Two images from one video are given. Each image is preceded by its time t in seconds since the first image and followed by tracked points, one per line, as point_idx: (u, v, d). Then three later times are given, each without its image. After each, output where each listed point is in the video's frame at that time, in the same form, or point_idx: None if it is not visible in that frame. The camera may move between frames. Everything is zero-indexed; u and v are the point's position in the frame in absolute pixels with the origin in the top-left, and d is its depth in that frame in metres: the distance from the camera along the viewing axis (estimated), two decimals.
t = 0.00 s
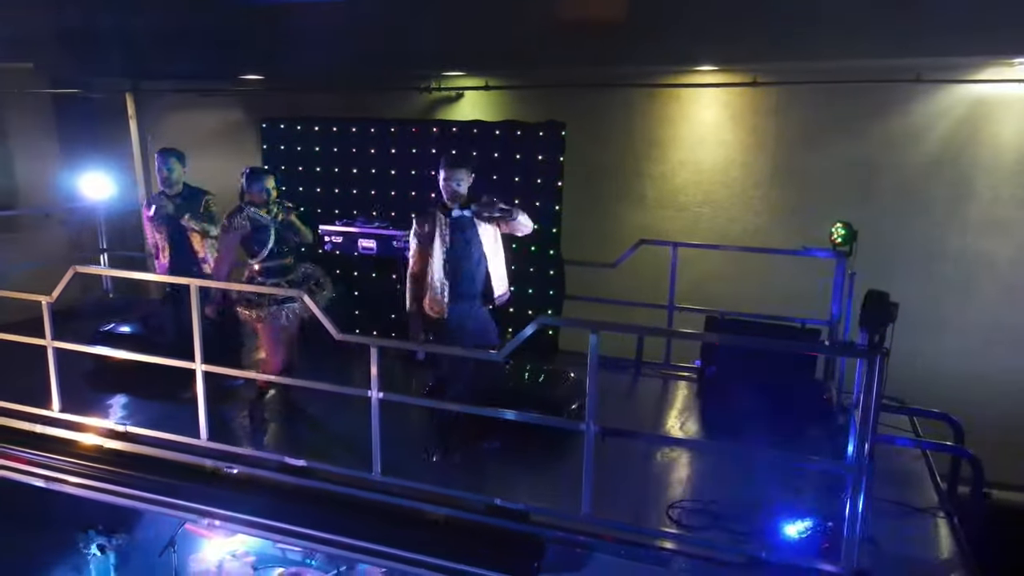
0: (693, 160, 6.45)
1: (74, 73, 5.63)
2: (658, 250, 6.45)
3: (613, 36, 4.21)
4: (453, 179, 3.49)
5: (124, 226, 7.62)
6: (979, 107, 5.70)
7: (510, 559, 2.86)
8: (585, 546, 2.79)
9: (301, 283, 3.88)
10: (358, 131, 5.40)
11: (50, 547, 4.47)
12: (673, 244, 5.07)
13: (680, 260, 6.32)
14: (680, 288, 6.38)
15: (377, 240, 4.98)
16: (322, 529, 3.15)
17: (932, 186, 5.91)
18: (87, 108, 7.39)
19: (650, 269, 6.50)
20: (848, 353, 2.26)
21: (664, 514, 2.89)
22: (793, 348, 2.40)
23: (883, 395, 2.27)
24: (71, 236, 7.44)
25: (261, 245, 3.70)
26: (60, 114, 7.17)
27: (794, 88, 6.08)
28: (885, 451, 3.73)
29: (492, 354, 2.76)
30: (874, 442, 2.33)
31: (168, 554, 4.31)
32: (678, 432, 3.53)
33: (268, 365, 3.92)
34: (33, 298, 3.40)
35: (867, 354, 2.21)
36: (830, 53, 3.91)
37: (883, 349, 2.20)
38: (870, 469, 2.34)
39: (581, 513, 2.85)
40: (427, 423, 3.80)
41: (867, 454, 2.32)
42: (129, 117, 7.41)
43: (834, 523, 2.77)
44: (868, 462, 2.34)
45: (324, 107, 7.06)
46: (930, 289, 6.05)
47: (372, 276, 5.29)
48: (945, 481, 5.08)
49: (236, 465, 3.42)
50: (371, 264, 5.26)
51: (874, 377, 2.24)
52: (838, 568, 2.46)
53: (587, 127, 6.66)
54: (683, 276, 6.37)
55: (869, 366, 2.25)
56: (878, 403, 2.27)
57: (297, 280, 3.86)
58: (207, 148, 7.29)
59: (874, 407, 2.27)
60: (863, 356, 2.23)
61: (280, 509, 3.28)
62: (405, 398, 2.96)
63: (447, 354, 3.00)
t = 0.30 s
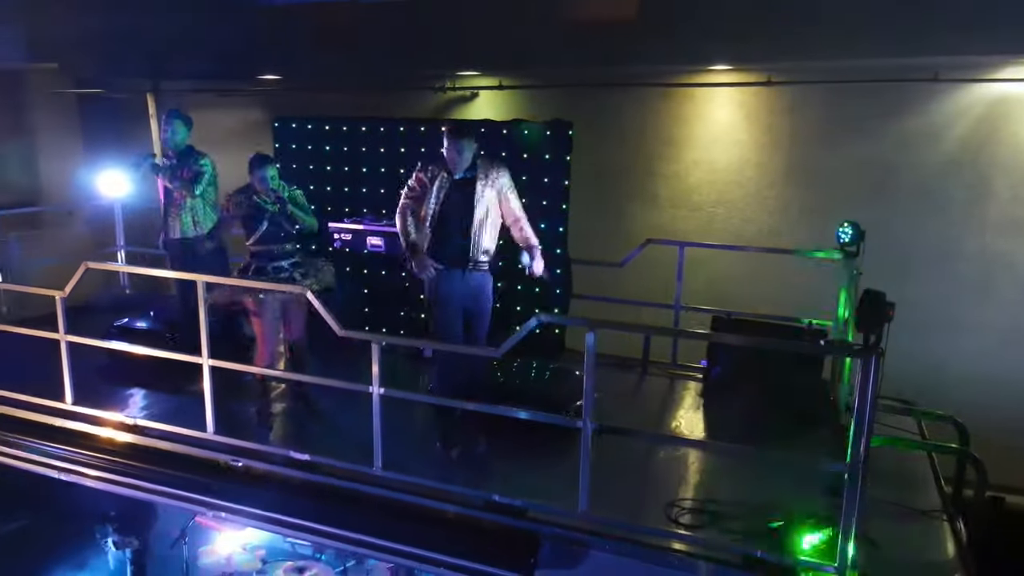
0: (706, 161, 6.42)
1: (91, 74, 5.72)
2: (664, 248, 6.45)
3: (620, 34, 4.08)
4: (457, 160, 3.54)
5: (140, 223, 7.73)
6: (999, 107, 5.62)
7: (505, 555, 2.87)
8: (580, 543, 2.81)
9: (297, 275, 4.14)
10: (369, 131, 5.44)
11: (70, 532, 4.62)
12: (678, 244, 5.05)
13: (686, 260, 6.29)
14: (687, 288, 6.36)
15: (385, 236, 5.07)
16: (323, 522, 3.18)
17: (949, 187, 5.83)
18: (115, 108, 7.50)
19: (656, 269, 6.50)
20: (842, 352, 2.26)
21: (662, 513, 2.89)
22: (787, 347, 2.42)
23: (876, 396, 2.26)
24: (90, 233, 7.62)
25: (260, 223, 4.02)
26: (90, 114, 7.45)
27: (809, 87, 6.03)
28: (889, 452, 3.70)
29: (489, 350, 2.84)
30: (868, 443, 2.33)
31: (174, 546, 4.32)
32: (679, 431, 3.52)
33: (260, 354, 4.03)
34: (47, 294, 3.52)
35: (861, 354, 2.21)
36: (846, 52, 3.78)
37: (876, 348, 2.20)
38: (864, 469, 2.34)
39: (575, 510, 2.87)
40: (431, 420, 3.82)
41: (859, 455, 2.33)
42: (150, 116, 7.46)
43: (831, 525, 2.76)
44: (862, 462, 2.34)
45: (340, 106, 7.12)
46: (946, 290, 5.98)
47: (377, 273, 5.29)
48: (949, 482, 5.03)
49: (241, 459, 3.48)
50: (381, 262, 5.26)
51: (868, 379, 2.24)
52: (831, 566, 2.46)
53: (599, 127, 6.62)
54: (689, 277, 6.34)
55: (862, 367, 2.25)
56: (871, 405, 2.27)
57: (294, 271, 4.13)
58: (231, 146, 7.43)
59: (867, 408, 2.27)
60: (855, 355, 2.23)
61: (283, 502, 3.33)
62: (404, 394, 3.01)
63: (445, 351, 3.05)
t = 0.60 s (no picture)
0: (728, 161, 6.35)
1: (121, 75, 5.90)
2: (679, 249, 6.44)
3: (638, 36, 4.11)
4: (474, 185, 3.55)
5: (165, 222, 7.85)
6: None
7: (504, 553, 2.87)
8: (579, 543, 2.81)
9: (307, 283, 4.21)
10: (386, 131, 5.49)
11: (89, 523, 4.80)
12: (689, 244, 5.03)
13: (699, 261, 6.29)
14: (700, 288, 6.35)
15: (398, 237, 5.10)
16: (327, 517, 3.22)
17: (977, 189, 5.73)
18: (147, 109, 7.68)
19: (666, 270, 6.46)
20: (844, 354, 2.27)
21: (667, 516, 2.88)
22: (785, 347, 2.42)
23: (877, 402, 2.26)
24: (119, 231, 7.77)
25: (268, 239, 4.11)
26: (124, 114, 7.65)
27: (833, 87, 5.94)
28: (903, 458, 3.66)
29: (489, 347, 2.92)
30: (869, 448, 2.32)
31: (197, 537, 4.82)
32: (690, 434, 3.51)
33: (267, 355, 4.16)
34: (70, 290, 3.63)
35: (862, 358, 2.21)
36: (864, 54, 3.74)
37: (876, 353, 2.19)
38: (864, 476, 2.33)
39: (579, 510, 2.87)
40: (440, 419, 3.84)
41: (860, 462, 2.31)
42: (179, 116, 7.62)
43: (836, 531, 2.73)
44: (865, 466, 2.33)
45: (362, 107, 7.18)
46: (971, 294, 5.86)
47: (386, 271, 5.26)
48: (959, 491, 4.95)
49: (253, 453, 3.54)
50: (395, 262, 5.21)
51: (868, 383, 2.25)
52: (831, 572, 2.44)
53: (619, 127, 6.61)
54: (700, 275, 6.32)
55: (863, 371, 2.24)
56: (872, 409, 2.26)
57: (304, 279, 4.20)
58: (259, 146, 7.45)
59: (867, 413, 2.27)
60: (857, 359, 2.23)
61: (291, 497, 3.38)
62: (410, 393, 3.05)
63: (448, 350, 3.10)
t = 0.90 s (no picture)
0: (751, 162, 5.62)
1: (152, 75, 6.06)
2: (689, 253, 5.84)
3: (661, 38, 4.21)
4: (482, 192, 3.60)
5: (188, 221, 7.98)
6: None
7: (502, 550, 2.87)
8: (578, 542, 2.82)
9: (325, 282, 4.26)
10: (403, 132, 5.56)
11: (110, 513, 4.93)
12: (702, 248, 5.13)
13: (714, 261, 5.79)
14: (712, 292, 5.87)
15: (413, 237, 5.09)
16: (331, 512, 3.26)
17: None
18: (177, 109, 7.77)
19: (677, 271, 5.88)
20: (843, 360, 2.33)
21: (667, 518, 2.87)
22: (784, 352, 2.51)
23: (875, 407, 2.33)
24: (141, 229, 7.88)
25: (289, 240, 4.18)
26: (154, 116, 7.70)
27: (862, 86, 5.18)
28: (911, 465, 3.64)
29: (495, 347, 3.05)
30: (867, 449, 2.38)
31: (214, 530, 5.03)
32: (698, 438, 3.50)
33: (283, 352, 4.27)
34: (90, 285, 3.75)
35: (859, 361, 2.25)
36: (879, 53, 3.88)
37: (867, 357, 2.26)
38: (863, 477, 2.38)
39: (579, 511, 2.87)
40: (449, 419, 3.87)
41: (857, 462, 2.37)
42: (209, 117, 7.61)
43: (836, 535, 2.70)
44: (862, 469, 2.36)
45: (382, 108, 7.23)
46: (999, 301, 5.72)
47: (400, 271, 5.28)
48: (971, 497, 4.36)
49: (263, 449, 3.59)
50: (408, 262, 5.23)
51: (867, 387, 2.33)
52: (827, 573, 2.45)
53: (628, 126, 5.92)
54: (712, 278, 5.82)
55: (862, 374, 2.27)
56: (871, 410, 2.32)
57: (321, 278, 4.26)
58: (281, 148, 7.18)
59: (866, 413, 2.32)
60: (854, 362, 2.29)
61: (298, 492, 3.42)
62: (416, 392, 3.10)
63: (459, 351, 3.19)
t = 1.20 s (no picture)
0: (770, 163, 5.47)
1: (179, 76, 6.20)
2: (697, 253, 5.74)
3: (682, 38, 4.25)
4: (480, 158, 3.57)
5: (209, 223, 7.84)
6: None
7: (501, 548, 2.86)
8: (576, 541, 2.80)
9: (337, 274, 4.30)
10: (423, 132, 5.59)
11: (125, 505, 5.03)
12: (714, 249, 5.05)
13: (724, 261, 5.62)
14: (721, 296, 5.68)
15: (425, 236, 5.12)
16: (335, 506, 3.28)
17: None
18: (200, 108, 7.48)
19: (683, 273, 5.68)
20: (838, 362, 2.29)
21: (668, 519, 2.83)
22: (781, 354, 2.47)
23: (874, 414, 2.25)
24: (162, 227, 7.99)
25: (300, 232, 4.21)
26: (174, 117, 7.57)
27: (886, 87, 5.03)
28: (920, 470, 3.57)
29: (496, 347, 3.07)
30: (865, 458, 2.31)
31: (229, 523, 5.99)
32: (704, 441, 3.46)
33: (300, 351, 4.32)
34: (106, 282, 3.89)
35: (855, 367, 2.21)
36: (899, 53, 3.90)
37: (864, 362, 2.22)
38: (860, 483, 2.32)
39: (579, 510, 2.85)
40: (455, 417, 3.87)
41: (856, 469, 2.30)
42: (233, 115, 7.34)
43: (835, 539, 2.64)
44: (859, 474, 2.31)
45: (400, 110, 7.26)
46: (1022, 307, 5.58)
47: (413, 270, 5.31)
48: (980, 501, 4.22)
49: (270, 444, 3.62)
50: (419, 261, 5.26)
51: (866, 392, 2.22)
52: None
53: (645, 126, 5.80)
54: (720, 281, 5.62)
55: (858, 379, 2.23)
56: (870, 417, 2.24)
57: (335, 269, 4.30)
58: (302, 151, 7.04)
59: (865, 420, 2.25)
60: (853, 368, 2.22)
61: (303, 487, 3.44)
62: (418, 390, 3.11)
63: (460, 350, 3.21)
